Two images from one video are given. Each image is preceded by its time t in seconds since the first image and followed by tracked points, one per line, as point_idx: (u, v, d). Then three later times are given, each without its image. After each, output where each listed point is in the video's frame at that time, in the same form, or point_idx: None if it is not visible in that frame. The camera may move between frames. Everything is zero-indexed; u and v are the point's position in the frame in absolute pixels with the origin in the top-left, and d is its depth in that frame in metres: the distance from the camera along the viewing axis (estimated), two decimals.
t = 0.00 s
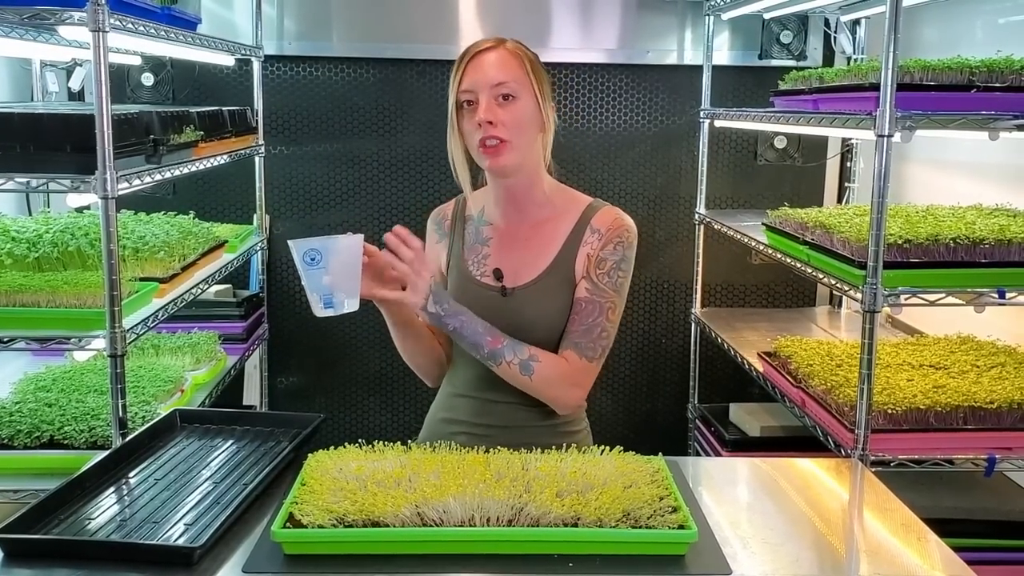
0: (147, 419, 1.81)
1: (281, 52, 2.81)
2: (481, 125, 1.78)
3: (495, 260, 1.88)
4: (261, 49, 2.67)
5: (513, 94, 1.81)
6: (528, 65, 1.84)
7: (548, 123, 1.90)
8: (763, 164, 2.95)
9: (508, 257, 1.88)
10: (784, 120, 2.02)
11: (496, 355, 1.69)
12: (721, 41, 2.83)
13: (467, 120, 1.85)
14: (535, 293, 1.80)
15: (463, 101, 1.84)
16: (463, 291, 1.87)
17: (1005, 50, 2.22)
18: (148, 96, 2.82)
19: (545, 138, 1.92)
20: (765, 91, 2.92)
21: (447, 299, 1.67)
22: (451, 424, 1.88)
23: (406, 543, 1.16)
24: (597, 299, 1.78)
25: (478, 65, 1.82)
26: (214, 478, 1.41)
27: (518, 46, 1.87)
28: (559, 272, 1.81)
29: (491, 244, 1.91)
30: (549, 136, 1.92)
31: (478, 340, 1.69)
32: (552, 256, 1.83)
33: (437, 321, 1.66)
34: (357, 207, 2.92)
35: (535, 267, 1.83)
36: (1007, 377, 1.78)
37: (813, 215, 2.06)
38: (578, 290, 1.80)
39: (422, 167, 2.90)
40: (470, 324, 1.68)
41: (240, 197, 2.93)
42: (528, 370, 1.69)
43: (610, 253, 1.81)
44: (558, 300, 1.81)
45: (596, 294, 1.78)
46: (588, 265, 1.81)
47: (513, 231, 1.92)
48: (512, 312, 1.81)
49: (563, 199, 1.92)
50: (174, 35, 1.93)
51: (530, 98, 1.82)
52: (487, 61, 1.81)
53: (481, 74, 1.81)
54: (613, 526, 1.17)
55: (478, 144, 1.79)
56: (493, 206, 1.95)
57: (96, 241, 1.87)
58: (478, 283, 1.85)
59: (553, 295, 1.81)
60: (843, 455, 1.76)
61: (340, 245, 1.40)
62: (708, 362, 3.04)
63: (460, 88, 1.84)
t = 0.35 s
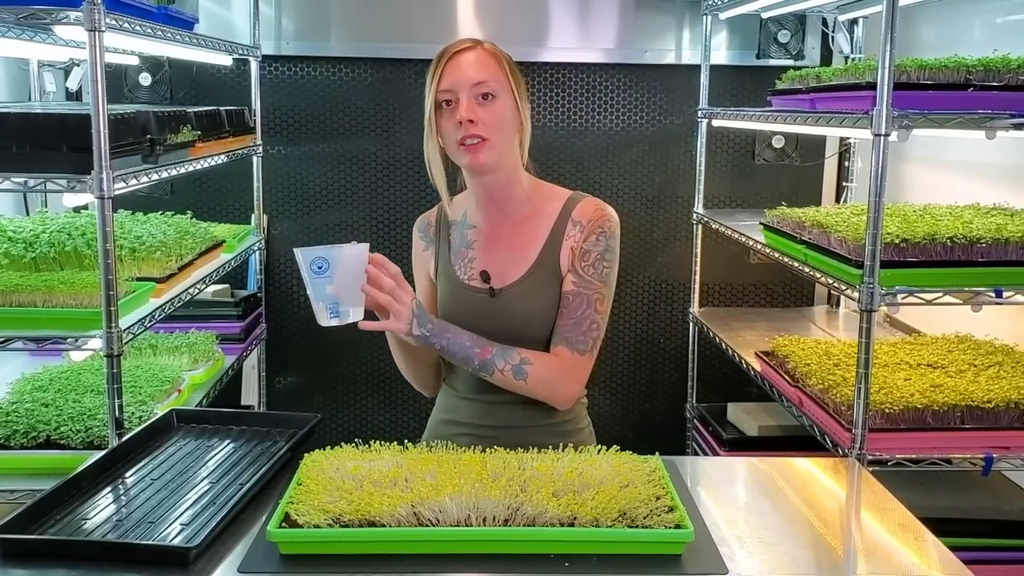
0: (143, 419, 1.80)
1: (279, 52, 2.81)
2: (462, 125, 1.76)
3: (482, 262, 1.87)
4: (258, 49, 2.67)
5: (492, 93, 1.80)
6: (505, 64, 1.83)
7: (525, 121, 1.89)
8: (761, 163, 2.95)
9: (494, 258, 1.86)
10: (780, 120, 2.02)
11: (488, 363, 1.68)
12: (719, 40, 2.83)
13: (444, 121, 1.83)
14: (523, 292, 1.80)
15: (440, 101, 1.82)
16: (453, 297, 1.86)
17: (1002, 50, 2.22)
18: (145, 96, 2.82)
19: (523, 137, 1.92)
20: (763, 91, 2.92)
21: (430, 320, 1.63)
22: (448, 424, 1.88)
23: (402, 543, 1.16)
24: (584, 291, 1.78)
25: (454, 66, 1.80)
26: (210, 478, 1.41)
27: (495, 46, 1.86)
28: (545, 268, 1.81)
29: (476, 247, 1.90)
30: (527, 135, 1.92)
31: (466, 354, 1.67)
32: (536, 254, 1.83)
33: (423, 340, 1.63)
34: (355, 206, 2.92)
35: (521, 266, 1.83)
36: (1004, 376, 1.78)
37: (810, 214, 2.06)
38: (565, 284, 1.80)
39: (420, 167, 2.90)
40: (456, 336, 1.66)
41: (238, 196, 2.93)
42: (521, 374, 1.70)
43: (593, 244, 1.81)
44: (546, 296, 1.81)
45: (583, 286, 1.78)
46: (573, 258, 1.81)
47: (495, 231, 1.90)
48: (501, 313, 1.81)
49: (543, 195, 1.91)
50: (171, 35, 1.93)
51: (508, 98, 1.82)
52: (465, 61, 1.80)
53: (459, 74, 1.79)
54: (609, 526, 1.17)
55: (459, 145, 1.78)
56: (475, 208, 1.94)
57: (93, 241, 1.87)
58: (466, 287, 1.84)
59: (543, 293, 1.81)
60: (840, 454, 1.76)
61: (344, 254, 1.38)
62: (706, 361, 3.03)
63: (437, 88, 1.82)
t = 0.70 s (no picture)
0: (142, 420, 1.80)
1: (278, 53, 2.81)
2: (452, 127, 1.76)
3: (476, 264, 1.87)
4: (256, 50, 2.67)
5: (481, 94, 1.80)
6: (493, 66, 1.84)
7: (515, 122, 1.90)
8: (760, 164, 2.95)
9: (488, 259, 1.86)
10: (778, 120, 2.02)
11: (482, 363, 1.68)
12: (718, 41, 2.83)
13: (434, 124, 1.83)
14: (517, 292, 1.80)
15: (430, 105, 1.82)
16: (448, 299, 1.86)
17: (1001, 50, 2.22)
18: (144, 97, 2.82)
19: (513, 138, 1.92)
20: (761, 92, 2.92)
21: (421, 324, 1.63)
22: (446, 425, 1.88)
23: (399, 544, 1.16)
24: (578, 289, 1.78)
25: (443, 68, 1.81)
26: (209, 479, 1.41)
27: (482, 48, 1.86)
28: (539, 268, 1.81)
29: (470, 249, 1.90)
30: (517, 135, 1.92)
31: (460, 355, 1.66)
32: (529, 253, 1.83)
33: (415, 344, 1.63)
34: (354, 207, 2.92)
35: (514, 266, 1.83)
36: (1002, 377, 1.78)
37: (809, 215, 2.06)
38: (560, 281, 1.80)
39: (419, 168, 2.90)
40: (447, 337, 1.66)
41: (237, 198, 2.93)
42: (516, 374, 1.70)
43: (586, 242, 1.81)
44: (540, 296, 1.80)
45: (577, 284, 1.79)
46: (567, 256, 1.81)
47: (488, 233, 1.90)
48: (498, 312, 1.80)
49: (534, 196, 1.91)
50: (170, 36, 1.93)
51: (498, 99, 1.82)
52: (453, 64, 1.80)
53: (448, 76, 1.79)
54: (606, 527, 1.17)
55: (450, 146, 1.78)
56: (468, 210, 1.94)
57: (91, 242, 1.87)
58: (461, 288, 1.84)
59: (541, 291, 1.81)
60: (838, 455, 1.76)
61: (352, 254, 1.38)
62: (705, 361, 3.04)
63: (427, 92, 1.82)
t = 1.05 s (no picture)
0: (140, 422, 1.80)
1: (278, 55, 2.81)
2: (464, 129, 1.76)
3: (480, 262, 1.87)
4: (256, 52, 2.67)
5: (490, 95, 1.80)
6: (498, 67, 1.84)
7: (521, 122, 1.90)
8: (760, 165, 2.95)
9: (493, 258, 1.86)
10: (777, 121, 2.02)
11: (478, 366, 1.65)
12: (717, 42, 2.83)
13: (442, 128, 1.82)
14: (519, 293, 1.80)
15: (439, 109, 1.81)
16: (448, 294, 1.86)
17: (1000, 51, 2.22)
18: (144, 99, 2.82)
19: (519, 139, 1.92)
20: (761, 93, 2.92)
21: (421, 320, 1.59)
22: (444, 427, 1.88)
23: (397, 545, 1.16)
24: (581, 296, 1.78)
25: (449, 72, 1.80)
26: (207, 481, 1.41)
27: (486, 50, 1.86)
28: (542, 270, 1.81)
29: (474, 247, 1.89)
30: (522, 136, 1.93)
31: (458, 356, 1.63)
32: (535, 254, 1.83)
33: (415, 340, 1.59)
34: (355, 208, 2.92)
35: (519, 266, 1.83)
36: (1002, 378, 1.78)
37: (808, 216, 2.06)
38: (563, 287, 1.80)
39: (419, 168, 2.90)
40: (449, 337, 1.62)
41: (236, 199, 2.93)
42: (515, 376, 1.68)
43: (593, 250, 1.80)
44: (542, 298, 1.81)
45: (581, 290, 1.78)
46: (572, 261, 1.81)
47: (495, 232, 1.90)
48: (499, 312, 1.80)
49: (542, 198, 1.90)
50: (169, 38, 1.93)
51: (506, 98, 1.82)
52: (460, 65, 1.80)
53: (456, 78, 1.79)
54: (604, 529, 1.17)
55: (463, 149, 1.78)
56: (474, 208, 1.94)
57: (90, 244, 1.87)
58: (463, 284, 1.84)
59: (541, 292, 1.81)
60: (837, 456, 1.76)
61: (359, 247, 1.41)
62: (705, 363, 3.04)
63: (434, 96, 1.81)
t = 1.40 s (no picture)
0: (138, 423, 1.79)
1: (278, 55, 2.81)
2: (462, 129, 1.75)
3: (478, 262, 1.86)
4: (255, 53, 2.67)
5: (490, 97, 1.79)
6: (502, 67, 1.83)
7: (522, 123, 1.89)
8: (760, 165, 2.94)
9: (491, 258, 1.86)
10: (777, 121, 2.01)
11: (477, 370, 1.67)
12: (717, 42, 2.82)
13: (442, 129, 1.81)
14: (518, 294, 1.80)
15: (439, 107, 1.81)
16: (445, 294, 1.85)
17: (1000, 51, 2.21)
18: (143, 99, 2.82)
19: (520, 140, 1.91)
20: (761, 93, 2.92)
21: (422, 324, 1.60)
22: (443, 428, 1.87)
23: (395, 547, 1.15)
24: (581, 298, 1.77)
25: (450, 71, 1.79)
26: (205, 483, 1.41)
27: (489, 50, 1.85)
28: (541, 271, 1.80)
29: (472, 247, 1.89)
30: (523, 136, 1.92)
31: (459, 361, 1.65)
32: (534, 254, 1.82)
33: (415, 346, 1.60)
34: (354, 209, 2.92)
35: (517, 266, 1.83)
36: (1002, 378, 1.77)
37: (808, 216, 2.06)
38: (563, 288, 1.79)
39: (418, 169, 2.90)
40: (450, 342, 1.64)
41: (236, 200, 2.93)
42: (514, 379, 1.69)
43: (591, 252, 1.80)
44: (541, 300, 1.80)
45: (580, 293, 1.77)
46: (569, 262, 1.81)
47: (493, 232, 1.89)
48: (499, 314, 1.80)
49: (542, 199, 1.90)
50: (167, 38, 1.93)
51: (507, 101, 1.81)
52: (462, 65, 1.79)
53: (458, 78, 1.78)
54: (603, 530, 1.16)
55: (460, 150, 1.77)
56: (473, 208, 1.93)
57: (88, 245, 1.87)
58: (461, 283, 1.83)
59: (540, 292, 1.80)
60: (837, 457, 1.75)
61: (370, 252, 1.41)
62: (705, 364, 3.03)
63: (436, 94, 1.80)
